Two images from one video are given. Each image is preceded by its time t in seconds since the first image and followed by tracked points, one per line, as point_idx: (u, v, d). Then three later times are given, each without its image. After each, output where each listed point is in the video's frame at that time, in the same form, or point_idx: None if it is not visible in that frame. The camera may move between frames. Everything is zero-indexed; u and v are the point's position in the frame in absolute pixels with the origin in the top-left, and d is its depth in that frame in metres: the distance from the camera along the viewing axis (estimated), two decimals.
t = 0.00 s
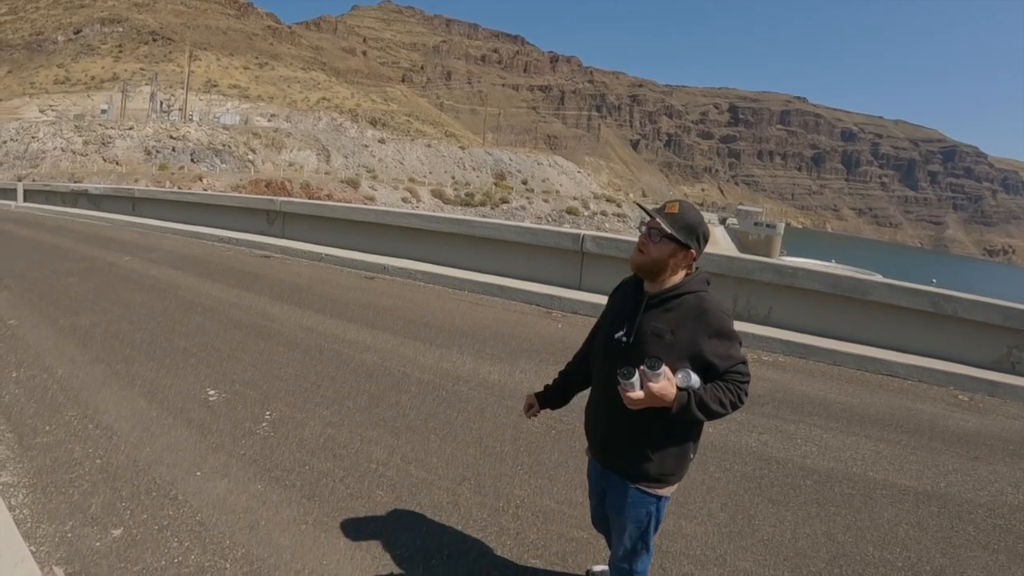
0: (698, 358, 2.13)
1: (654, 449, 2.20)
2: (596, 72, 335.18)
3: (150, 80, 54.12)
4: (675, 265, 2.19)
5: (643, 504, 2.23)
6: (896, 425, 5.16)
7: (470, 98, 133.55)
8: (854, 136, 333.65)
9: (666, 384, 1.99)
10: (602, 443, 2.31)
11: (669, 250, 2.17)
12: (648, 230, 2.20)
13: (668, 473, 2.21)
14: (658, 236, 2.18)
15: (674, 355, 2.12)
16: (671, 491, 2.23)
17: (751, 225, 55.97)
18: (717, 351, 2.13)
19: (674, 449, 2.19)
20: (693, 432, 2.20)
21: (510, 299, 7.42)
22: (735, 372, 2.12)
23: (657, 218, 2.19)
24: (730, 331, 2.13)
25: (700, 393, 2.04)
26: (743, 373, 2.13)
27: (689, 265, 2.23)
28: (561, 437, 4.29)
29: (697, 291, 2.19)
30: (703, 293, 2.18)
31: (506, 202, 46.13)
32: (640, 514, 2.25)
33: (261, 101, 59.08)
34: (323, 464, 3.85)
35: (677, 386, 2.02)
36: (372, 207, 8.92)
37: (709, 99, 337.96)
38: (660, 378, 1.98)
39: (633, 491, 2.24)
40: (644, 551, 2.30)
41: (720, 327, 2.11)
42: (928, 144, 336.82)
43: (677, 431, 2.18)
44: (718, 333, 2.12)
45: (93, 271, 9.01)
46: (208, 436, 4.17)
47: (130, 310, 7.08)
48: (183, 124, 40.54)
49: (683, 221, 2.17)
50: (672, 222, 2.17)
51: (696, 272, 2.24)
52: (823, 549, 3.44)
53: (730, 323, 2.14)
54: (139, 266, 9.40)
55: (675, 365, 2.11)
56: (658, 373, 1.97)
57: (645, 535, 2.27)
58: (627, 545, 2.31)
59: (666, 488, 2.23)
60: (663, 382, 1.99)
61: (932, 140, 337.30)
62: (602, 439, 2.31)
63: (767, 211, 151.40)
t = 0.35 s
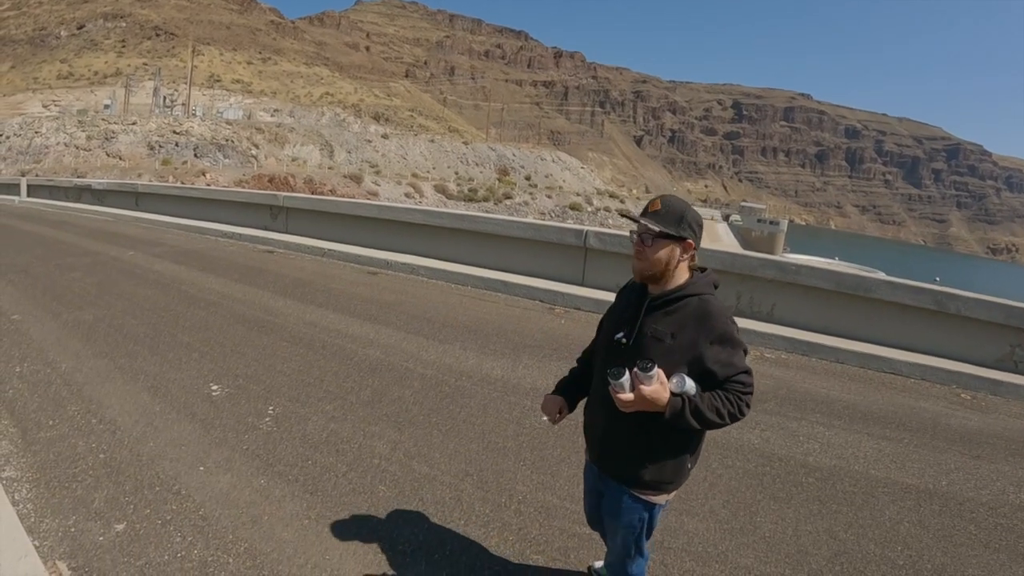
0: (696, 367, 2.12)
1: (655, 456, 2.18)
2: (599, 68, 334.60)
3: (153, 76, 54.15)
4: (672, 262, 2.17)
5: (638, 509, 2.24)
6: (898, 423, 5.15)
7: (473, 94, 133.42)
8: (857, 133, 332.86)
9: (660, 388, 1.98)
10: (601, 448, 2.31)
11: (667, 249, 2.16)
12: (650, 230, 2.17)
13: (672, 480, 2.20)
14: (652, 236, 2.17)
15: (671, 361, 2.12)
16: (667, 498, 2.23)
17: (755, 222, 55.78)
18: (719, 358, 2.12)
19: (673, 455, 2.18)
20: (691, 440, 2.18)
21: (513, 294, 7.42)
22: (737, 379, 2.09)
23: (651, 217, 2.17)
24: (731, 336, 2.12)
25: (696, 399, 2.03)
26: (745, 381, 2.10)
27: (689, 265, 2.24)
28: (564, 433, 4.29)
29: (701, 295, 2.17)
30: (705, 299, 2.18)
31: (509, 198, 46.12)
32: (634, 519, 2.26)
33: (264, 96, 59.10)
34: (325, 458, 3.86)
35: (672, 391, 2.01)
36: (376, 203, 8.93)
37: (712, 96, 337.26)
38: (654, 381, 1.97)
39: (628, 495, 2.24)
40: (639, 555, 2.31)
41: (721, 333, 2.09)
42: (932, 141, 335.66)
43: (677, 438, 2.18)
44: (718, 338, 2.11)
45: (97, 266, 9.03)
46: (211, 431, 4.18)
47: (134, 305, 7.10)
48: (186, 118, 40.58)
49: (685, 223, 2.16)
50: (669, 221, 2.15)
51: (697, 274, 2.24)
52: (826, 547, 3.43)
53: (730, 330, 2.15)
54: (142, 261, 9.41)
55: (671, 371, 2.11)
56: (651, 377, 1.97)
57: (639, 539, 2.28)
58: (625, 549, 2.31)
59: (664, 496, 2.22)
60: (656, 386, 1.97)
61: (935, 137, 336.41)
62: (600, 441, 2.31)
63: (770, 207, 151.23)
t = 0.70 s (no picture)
0: (681, 369, 2.09)
1: (642, 459, 2.16)
2: (598, 69, 334.84)
3: (151, 76, 54.09)
4: (665, 260, 2.17)
5: (629, 512, 2.24)
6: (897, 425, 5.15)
7: (471, 95, 133.41)
8: (856, 134, 333.15)
9: (640, 390, 1.99)
10: (595, 452, 2.32)
11: (657, 249, 2.16)
12: (637, 230, 2.18)
13: (663, 486, 2.17)
14: (642, 235, 2.17)
15: (658, 364, 2.12)
16: (660, 505, 2.21)
17: (753, 224, 55.73)
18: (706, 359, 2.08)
19: (662, 460, 2.15)
20: (684, 447, 2.15)
21: (511, 296, 7.42)
22: (729, 385, 2.05)
23: (638, 217, 2.18)
24: (724, 340, 2.08)
25: (679, 404, 2.00)
26: (737, 387, 2.06)
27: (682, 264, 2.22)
28: (562, 434, 4.28)
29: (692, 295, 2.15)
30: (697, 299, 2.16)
31: (507, 199, 46.12)
32: (625, 522, 2.26)
33: (262, 97, 59.02)
34: (323, 459, 3.86)
35: (654, 394, 2.00)
36: (374, 204, 8.92)
37: (711, 97, 337.42)
38: (633, 382, 1.97)
39: (618, 498, 2.26)
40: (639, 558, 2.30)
41: (711, 338, 2.07)
42: (930, 144, 335.94)
43: (667, 441, 2.16)
44: (708, 343, 2.07)
45: (95, 266, 9.02)
46: (208, 431, 4.17)
47: (132, 305, 7.08)
48: (184, 119, 40.53)
49: (675, 221, 2.16)
50: (657, 220, 2.16)
51: (693, 276, 2.23)
52: (824, 548, 3.44)
53: (723, 331, 2.11)
54: (141, 261, 9.39)
55: (658, 375, 2.09)
56: (630, 379, 1.98)
57: (632, 543, 2.27)
58: (621, 551, 2.31)
59: (655, 503, 2.19)
60: (636, 387, 1.98)
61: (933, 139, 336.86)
62: (595, 443, 2.34)
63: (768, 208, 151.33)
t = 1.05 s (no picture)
0: (644, 374, 2.09)
1: (608, 461, 2.19)
2: (590, 73, 335.61)
3: (143, 78, 53.87)
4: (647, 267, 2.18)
5: (604, 510, 2.28)
6: (887, 426, 5.18)
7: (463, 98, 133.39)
8: (846, 138, 334.78)
9: (599, 389, 2.05)
10: (580, 451, 2.36)
11: (641, 252, 2.18)
12: (615, 233, 2.23)
13: (634, 493, 2.17)
14: (627, 239, 2.19)
15: (630, 370, 2.14)
16: (633, 511, 2.23)
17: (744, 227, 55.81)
18: (667, 368, 2.06)
19: (631, 468, 2.15)
20: (656, 457, 2.15)
21: (502, 299, 7.41)
22: (693, 399, 2.04)
23: (624, 222, 2.20)
24: (695, 349, 2.06)
25: (637, 410, 2.02)
26: (702, 401, 2.04)
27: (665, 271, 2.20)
28: (554, 437, 4.28)
29: (666, 300, 2.15)
30: (674, 306, 2.14)
31: (499, 202, 46.11)
32: (603, 521, 2.29)
33: (254, 100, 58.80)
34: (314, 463, 3.83)
35: (614, 398, 2.03)
36: (365, 207, 8.91)
37: (703, 101, 338.32)
38: (595, 381, 2.03)
39: (597, 499, 2.29)
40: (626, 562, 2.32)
41: (681, 346, 2.05)
42: (921, 148, 337.55)
43: (637, 451, 2.15)
44: (676, 354, 2.05)
45: (86, 268, 8.97)
46: (200, 435, 4.16)
47: (123, 308, 7.04)
48: (176, 121, 40.39)
49: (653, 225, 2.16)
50: (641, 226, 2.17)
51: (679, 283, 2.21)
52: (816, 551, 3.44)
53: (692, 339, 2.07)
54: (132, 263, 9.34)
55: (625, 380, 2.11)
56: (593, 377, 2.04)
57: (609, 543, 2.30)
58: (605, 553, 2.34)
59: (626, 507, 2.20)
60: (599, 386, 2.04)
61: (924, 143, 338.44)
62: (578, 445, 2.38)
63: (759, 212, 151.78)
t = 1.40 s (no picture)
0: (590, 374, 2.16)
1: (568, 455, 2.29)
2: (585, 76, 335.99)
3: (138, 80, 53.76)
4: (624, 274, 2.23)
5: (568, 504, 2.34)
6: (881, 429, 5.19)
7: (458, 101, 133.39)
8: (841, 141, 335.37)
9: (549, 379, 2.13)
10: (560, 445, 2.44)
11: (616, 255, 2.25)
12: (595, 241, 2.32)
13: (589, 490, 2.23)
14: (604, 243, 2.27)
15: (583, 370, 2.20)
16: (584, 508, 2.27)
17: (737, 230, 55.77)
18: (606, 368, 2.10)
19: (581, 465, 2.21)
20: (607, 462, 2.17)
21: (496, 302, 7.41)
22: (627, 406, 2.05)
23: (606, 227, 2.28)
24: (633, 356, 2.08)
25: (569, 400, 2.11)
26: (634, 406, 2.06)
27: (635, 280, 2.24)
28: (548, 441, 4.27)
29: (624, 306, 2.20)
30: (631, 311, 2.17)
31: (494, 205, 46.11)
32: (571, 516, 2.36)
33: (249, 102, 58.72)
34: (307, 468, 3.82)
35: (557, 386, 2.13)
36: (358, 210, 8.90)
37: (698, 103, 338.55)
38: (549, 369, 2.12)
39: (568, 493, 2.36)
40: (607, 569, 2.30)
41: (624, 351, 2.08)
42: (915, 151, 337.95)
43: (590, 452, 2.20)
44: (617, 357, 2.08)
45: (79, 271, 8.94)
46: (193, 438, 4.14)
47: (117, 311, 7.01)
48: (171, 123, 40.34)
49: (619, 233, 2.20)
50: (615, 233, 2.23)
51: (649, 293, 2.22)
52: (809, 554, 3.44)
53: (633, 345, 2.08)
54: (126, 266, 9.32)
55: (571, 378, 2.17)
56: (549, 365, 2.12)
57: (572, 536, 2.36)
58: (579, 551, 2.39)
59: (585, 505, 2.25)
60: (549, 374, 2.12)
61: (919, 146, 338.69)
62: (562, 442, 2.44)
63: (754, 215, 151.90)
